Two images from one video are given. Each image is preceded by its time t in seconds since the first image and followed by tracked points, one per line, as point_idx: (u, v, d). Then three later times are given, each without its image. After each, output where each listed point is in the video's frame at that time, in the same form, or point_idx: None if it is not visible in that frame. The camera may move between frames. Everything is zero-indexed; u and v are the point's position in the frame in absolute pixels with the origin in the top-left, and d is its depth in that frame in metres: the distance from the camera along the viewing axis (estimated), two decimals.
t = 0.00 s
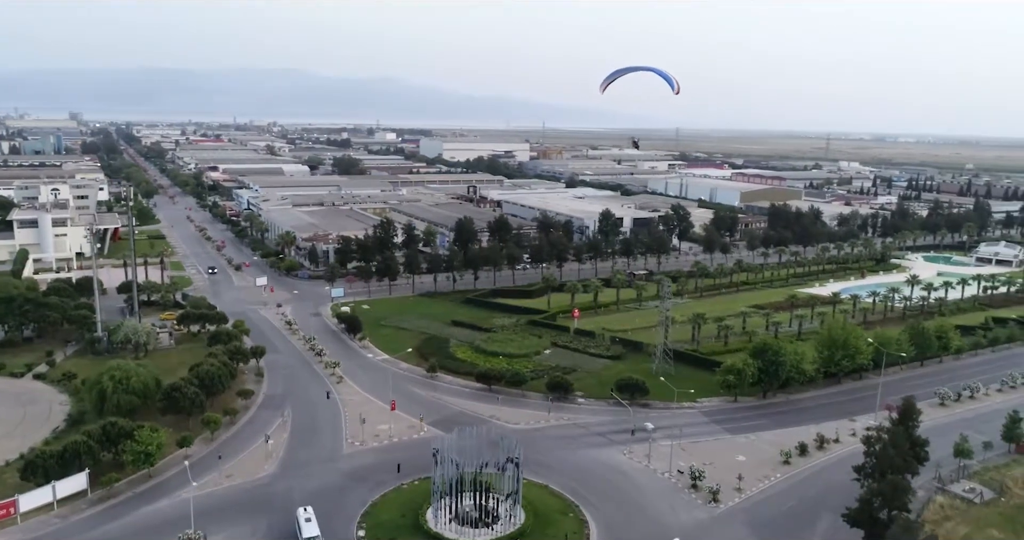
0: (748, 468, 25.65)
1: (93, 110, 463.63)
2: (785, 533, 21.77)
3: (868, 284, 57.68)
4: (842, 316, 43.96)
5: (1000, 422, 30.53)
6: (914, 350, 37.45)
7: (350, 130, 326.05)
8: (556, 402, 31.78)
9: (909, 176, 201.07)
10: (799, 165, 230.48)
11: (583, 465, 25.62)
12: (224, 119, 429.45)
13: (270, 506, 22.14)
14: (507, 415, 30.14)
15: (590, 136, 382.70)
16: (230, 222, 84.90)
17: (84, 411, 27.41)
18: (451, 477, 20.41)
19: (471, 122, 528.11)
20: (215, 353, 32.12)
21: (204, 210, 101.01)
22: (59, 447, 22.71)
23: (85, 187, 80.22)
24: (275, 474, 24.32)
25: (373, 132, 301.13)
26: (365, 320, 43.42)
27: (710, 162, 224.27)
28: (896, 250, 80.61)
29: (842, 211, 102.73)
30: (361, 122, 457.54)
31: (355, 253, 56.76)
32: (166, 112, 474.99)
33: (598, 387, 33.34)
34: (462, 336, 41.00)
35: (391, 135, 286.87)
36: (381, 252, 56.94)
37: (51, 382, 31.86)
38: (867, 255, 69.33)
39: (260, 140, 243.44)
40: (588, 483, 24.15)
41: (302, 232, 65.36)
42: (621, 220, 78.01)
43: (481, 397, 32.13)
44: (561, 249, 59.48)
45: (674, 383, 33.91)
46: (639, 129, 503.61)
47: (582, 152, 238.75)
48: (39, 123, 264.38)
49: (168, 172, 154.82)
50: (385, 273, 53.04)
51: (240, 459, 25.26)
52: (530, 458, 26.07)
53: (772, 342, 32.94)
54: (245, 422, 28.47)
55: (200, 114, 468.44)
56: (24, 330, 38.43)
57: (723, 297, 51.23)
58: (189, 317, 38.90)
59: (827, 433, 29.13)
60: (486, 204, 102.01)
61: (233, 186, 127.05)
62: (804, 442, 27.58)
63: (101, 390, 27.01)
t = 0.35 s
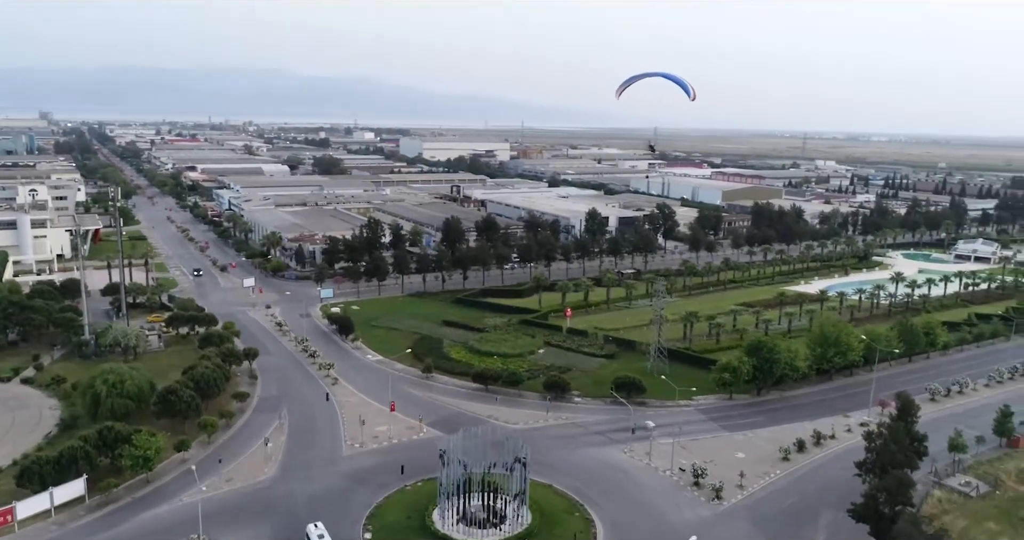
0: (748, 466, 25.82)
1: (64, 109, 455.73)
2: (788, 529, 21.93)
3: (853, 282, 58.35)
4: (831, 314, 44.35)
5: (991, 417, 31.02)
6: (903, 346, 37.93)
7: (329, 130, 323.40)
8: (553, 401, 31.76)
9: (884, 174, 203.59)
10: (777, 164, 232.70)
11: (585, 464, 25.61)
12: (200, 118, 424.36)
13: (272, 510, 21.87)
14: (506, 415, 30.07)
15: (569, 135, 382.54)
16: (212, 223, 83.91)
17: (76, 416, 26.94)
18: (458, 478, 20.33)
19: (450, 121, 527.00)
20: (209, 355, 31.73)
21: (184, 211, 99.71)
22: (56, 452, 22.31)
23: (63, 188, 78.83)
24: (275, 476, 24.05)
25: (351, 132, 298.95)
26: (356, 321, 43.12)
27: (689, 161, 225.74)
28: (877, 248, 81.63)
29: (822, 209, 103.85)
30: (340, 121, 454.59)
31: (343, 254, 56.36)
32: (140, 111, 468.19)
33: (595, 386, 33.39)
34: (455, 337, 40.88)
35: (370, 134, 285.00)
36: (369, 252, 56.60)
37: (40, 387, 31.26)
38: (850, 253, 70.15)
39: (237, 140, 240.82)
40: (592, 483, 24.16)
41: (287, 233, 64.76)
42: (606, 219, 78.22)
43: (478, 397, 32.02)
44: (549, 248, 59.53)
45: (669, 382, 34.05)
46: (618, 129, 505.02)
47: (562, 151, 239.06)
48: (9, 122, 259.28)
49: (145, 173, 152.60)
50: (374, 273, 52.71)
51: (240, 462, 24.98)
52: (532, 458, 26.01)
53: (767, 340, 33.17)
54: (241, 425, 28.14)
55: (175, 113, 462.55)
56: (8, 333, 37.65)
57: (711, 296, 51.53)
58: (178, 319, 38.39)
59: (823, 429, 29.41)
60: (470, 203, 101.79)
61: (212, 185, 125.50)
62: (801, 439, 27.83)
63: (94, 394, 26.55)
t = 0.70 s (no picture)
0: (752, 462, 25.99)
1: (37, 108, 447.94)
2: (797, 525, 22.08)
3: (840, 280, 58.96)
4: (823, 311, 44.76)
5: (986, 412, 31.48)
6: (895, 343, 38.40)
7: (309, 130, 320.79)
8: (554, 400, 31.76)
9: (863, 173, 205.92)
10: (757, 163, 234.63)
11: (591, 463, 25.59)
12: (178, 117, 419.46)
13: (281, 514, 21.63)
14: (509, 415, 30.03)
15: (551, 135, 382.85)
16: (197, 223, 82.98)
17: (75, 420, 26.51)
18: (473, 479, 20.42)
19: (431, 120, 525.48)
20: (206, 357, 31.37)
21: (167, 211, 98.49)
22: (58, 457, 21.95)
23: (44, 189, 77.51)
24: (281, 479, 23.80)
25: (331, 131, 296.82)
26: (351, 321, 42.84)
27: (671, 160, 226.84)
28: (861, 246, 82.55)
29: (805, 208, 104.86)
30: (320, 121, 451.59)
31: (334, 254, 55.99)
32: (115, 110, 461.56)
33: (595, 384, 33.45)
34: (451, 337, 40.77)
35: (351, 133, 283.26)
36: (360, 252, 56.28)
37: (34, 391, 30.70)
38: (836, 251, 70.90)
39: (216, 139, 238.19)
40: (599, 481, 24.17)
41: (276, 233, 64.18)
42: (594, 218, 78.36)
43: (479, 397, 31.93)
44: (540, 247, 59.54)
45: (667, 380, 34.18)
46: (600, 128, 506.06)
47: (545, 151, 239.31)
48: None
49: (124, 173, 150.45)
50: (366, 274, 52.41)
51: (244, 464, 24.70)
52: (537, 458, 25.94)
53: (765, 337, 33.39)
54: (242, 427, 27.85)
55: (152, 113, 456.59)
56: None
57: (702, 295, 51.80)
58: (172, 321, 37.92)
59: (824, 425, 29.66)
60: (456, 203, 101.53)
61: (194, 186, 124.00)
62: (803, 435, 28.07)
63: (93, 397, 26.16)
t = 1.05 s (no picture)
0: (757, 459, 26.18)
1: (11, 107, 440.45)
2: (806, 520, 22.27)
3: (829, 278, 59.60)
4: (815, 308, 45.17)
5: (980, 406, 31.92)
6: (888, 339, 38.86)
7: (291, 129, 318.39)
8: (556, 399, 31.78)
9: (843, 171, 208.00)
10: (739, 162, 236.34)
11: (597, 461, 25.65)
12: (155, 117, 414.40)
13: (291, 516, 21.47)
14: (511, 415, 30.01)
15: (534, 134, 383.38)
16: (182, 223, 82.05)
17: (75, 424, 26.13)
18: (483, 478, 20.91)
19: (413, 119, 523.56)
20: (205, 359, 31.04)
21: (150, 211, 97.26)
22: (62, 462, 21.64)
23: (25, 190, 76.22)
24: (288, 481, 23.61)
25: (312, 130, 294.49)
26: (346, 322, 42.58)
27: (654, 159, 227.91)
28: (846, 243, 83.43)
29: (790, 206, 105.79)
30: (300, 120, 448.18)
31: (325, 254, 55.63)
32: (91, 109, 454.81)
33: (596, 383, 33.54)
34: (448, 337, 40.68)
35: (332, 133, 281.41)
36: (352, 252, 55.97)
37: (29, 394, 30.21)
38: (823, 249, 71.59)
39: (196, 139, 235.44)
40: (607, 480, 24.23)
41: (265, 233, 63.61)
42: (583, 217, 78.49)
43: (481, 397, 31.88)
44: (532, 246, 59.54)
45: (667, 377, 34.34)
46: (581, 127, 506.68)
47: (528, 150, 239.31)
48: None
49: (103, 173, 148.35)
50: (359, 273, 52.14)
51: (250, 466, 24.49)
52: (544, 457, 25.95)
53: (764, 334, 33.63)
54: (245, 429, 27.59)
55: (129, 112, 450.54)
56: None
57: (695, 293, 52.10)
58: (166, 323, 37.47)
59: (824, 421, 29.93)
60: (443, 203, 101.23)
61: (176, 185, 122.51)
62: (805, 431, 28.31)
63: (93, 400, 25.80)
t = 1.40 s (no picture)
0: (757, 454, 26.47)
1: None
2: (809, 514, 22.56)
3: (811, 276, 60.41)
4: (802, 304, 45.79)
5: (968, 399, 32.57)
6: (875, 334, 39.50)
7: (263, 128, 313.93)
8: (554, 397, 31.85)
9: (817, 169, 210.94)
10: (714, 160, 238.61)
11: (600, 459, 25.76)
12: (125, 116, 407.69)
13: (297, 518, 21.29)
14: (510, 414, 30.04)
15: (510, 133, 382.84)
16: (161, 224, 80.86)
17: (69, 429, 25.64)
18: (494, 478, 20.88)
19: (388, 118, 520.92)
20: (199, 362, 30.64)
21: (126, 212, 95.66)
22: (62, 468, 21.23)
23: None
24: (292, 483, 23.42)
25: (286, 130, 291.59)
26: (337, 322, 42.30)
27: (631, 158, 229.08)
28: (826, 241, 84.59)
29: (768, 204, 107.00)
30: (274, 119, 443.81)
31: (312, 255, 55.18)
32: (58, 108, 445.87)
33: (592, 381, 33.68)
34: (441, 336, 40.58)
35: (307, 132, 278.94)
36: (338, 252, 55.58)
37: (18, 400, 29.59)
38: (804, 246, 72.52)
39: (168, 138, 231.94)
40: (611, 477, 24.35)
41: (248, 234, 62.88)
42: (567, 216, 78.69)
43: (479, 396, 31.86)
44: (519, 245, 59.58)
45: (662, 374, 34.60)
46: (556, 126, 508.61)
47: (506, 149, 239.27)
48: None
49: (74, 173, 145.57)
50: (347, 273, 51.82)
51: (252, 470, 24.25)
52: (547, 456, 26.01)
53: (757, 331, 34.00)
54: (243, 432, 27.30)
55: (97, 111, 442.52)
56: None
57: (682, 291, 52.51)
58: (155, 325, 36.91)
59: (819, 416, 30.35)
60: (425, 202, 100.86)
61: (150, 185, 120.61)
62: (802, 426, 28.68)
63: (89, 405, 25.32)
